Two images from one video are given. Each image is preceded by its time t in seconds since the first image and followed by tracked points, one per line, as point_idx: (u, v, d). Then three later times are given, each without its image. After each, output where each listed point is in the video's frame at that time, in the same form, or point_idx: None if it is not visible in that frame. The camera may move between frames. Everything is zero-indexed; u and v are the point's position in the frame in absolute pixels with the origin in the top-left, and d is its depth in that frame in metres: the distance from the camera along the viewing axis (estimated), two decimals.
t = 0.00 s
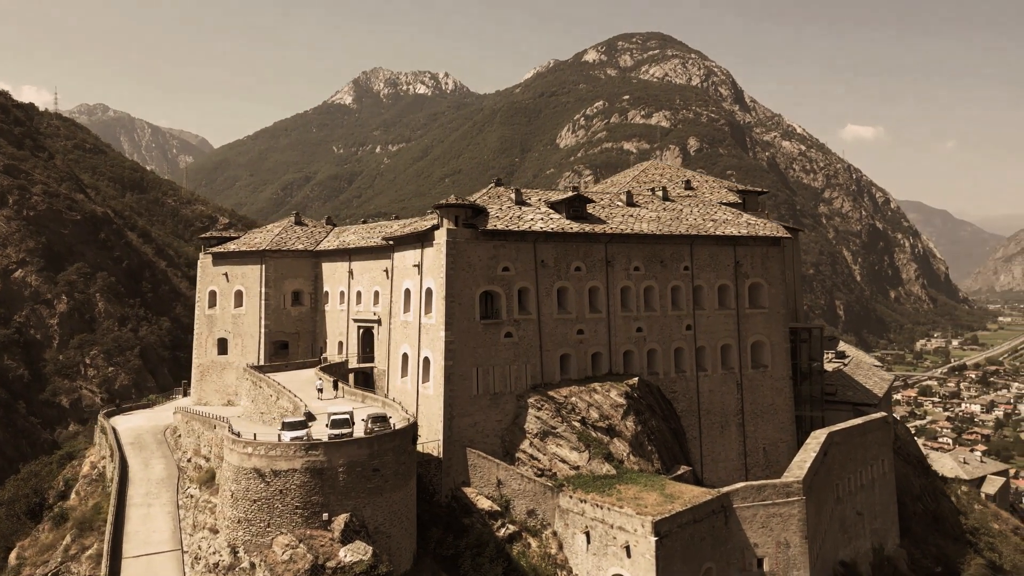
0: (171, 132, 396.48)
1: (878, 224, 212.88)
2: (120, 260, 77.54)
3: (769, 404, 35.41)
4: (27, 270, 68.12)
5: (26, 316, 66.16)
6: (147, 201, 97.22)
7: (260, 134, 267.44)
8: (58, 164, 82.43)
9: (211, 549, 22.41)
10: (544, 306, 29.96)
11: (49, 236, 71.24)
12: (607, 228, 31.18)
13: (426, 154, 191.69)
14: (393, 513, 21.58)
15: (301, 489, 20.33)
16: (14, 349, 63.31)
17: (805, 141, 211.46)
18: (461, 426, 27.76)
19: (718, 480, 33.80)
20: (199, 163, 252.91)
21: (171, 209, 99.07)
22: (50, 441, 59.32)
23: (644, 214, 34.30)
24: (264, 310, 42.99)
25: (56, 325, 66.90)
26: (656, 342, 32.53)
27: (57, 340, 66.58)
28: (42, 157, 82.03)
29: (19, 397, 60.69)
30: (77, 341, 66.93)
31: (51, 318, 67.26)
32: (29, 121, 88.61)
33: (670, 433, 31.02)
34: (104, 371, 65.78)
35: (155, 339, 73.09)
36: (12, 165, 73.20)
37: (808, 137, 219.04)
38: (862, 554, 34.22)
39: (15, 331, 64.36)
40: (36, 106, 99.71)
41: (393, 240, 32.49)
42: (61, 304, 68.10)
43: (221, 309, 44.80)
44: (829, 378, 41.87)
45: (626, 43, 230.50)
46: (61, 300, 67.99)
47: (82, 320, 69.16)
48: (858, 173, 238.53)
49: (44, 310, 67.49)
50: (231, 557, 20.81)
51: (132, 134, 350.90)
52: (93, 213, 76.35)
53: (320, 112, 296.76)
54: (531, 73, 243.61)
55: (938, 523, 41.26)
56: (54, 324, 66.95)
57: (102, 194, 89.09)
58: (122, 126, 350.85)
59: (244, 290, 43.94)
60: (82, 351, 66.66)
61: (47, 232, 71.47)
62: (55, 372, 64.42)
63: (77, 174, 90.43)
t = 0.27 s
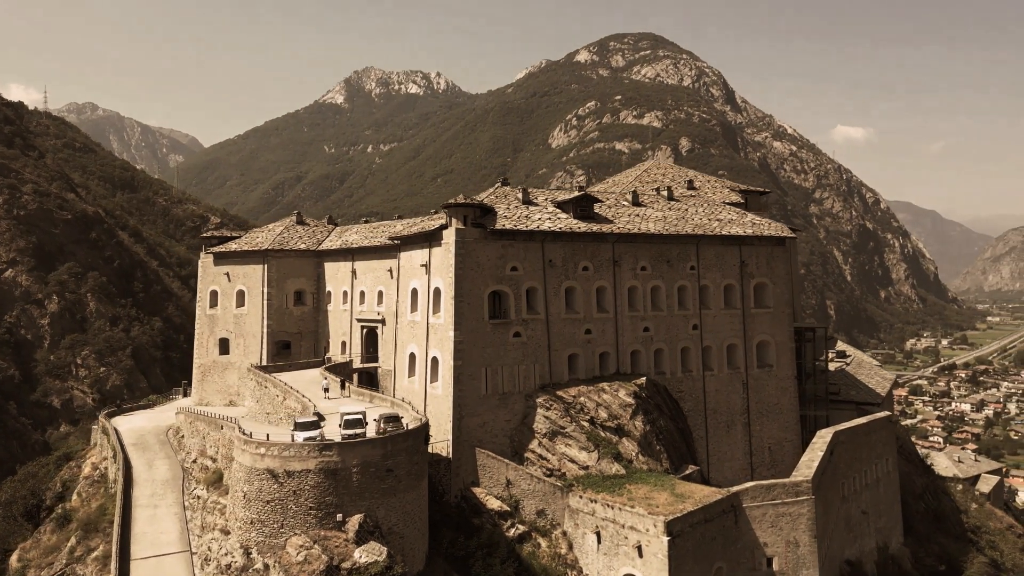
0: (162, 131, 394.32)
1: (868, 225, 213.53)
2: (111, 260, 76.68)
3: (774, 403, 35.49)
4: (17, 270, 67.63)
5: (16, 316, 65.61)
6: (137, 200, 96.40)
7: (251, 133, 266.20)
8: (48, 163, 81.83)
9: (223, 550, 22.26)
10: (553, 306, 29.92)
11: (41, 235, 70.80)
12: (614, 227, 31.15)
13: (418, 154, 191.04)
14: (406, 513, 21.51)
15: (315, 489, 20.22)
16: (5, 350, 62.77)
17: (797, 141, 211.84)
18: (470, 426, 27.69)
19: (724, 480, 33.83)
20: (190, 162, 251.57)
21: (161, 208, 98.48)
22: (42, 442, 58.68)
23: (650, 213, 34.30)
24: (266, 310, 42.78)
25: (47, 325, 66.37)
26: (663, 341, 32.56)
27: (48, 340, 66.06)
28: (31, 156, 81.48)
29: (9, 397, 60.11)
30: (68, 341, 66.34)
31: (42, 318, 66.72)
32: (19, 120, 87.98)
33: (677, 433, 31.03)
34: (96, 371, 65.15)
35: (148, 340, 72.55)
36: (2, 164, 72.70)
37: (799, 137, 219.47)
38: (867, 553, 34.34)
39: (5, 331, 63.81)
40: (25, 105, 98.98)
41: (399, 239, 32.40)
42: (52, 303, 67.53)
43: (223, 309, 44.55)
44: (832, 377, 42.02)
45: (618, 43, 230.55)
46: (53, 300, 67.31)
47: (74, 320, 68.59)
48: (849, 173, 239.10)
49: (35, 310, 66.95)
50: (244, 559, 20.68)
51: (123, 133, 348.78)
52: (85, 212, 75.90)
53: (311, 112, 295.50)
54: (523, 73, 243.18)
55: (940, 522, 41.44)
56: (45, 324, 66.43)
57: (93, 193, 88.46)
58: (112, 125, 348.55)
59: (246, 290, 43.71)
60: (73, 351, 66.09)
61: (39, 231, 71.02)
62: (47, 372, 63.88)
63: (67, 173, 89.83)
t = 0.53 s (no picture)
0: (152, 130, 391.73)
1: (859, 225, 214.10)
2: (102, 259, 75.83)
3: (780, 403, 35.55)
4: (8, 270, 66.89)
5: (7, 316, 64.88)
6: (127, 200, 95.67)
7: (242, 133, 264.77)
8: (38, 162, 81.12)
9: (234, 551, 22.12)
10: (561, 306, 29.86)
11: (31, 234, 70.12)
12: (622, 227, 31.11)
13: (410, 154, 190.32)
14: (420, 514, 21.41)
15: (329, 490, 20.11)
16: None
17: (788, 142, 212.08)
18: (479, 426, 27.61)
19: (730, 479, 33.87)
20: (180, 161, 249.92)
21: (152, 207, 97.81)
22: (34, 443, 58.00)
23: (656, 213, 34.27)
24: (269, 310, 42.56)
25: (38, 325, 65.61)
26: (670, 341, 32.56)
27: (39, 341, 65.35)
28: (21, 155, 80.72)
29: None
30: (60, 341, 65.61)
31: (33, 318, 65.97)
32: (7, 119, 87.09)
33: (685, 433, 31.03)
34: (88, 372, 64.54)
35: (140, 340, 71.87)
36: None
37: (791, 137, 219.80)
38: (872, 552, 34.43)
39: None
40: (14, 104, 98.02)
41: (405, 238, 32.30)
42: (43, 303, 66.79)
43: (224, 309, 44.30)
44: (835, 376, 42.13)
45: (610, 43, 230.51)
46: (43, 300, 66.61)
47: (65, 320, 67.87)
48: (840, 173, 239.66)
49: (26, 310, 66.18)
50: (258, 560, 20.55)
51: (112, 132, 346.15)
52: (76, 211, 75.26)
53: (302, 111, 294.15)
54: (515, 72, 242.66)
55: (941, 520, 41.56)
56: (36, 324, 65.67)
57: (83, 192, 87.68)
58: (101, 124, 345.96)
59: (248, 290, 43.48)
60: (65, 351, 65.39)
61: (29, 230, 70.35)
62: (38, 372, 63.18)
63: (57, 172, 89.01)
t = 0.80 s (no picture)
0: (142, 130, 389.31)
1: (850, 225, 214.75)
2: (94, 259, 75.17)
3: (785, 403, 35.61)
4: None
5: None
6: (119, 199, 94.88)
7: (233, 132, 263.55)
8: (29, 161, 80.38)
9: (246, 553, 21.96)
10: (569, 306, 29.82)
11: (23, 233, 69.43)
12: (630, 227, 31.09)
13: (402, 153, 189.62)
14: (433, 514, 21.33)
15: (344, 491, 20.00)
16: None
17: (780, 142, 212.38)
18: (489, 426, 27.51)
19: (737, 478, 33.91)
20: (171, 160, 248.55)
21: (144, 207, 97.15)
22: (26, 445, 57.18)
23: (662, 213, 34.28)
24: (272, 310, 42.30)
25: (29, 325, 64.75)
26: (677, 341, 32.56)
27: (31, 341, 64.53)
28: (12, 154, 79.98)
29: None
30: (51, 341, 64.76)
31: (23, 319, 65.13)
32: None
33: (692, 433, 31.05)
34: (80, 372, 63.74)
35: (132, 340, 71.10)
36: None
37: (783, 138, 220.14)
38: (877, 551, 34.52)
39: None
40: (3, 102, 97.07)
41: (412, 237, 32.20)
42: (34, 303, 65.98)
43: (226, 309, 44.04)
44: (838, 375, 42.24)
45: (602, 44, 230.61)
46: (35, 300, 65.96)
47: (56, 320, 67.07)
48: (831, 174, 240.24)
49: (16, 310, 65.34)
50: (271, 561, 20.41)
51: (101, 131, 343.80)
52: (67, 210, 74.59)
53: (294, 111, 292.97)
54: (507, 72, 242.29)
55: (944, 519, 41.67)
56: (26, 324, 64.85)
57: (74, 191, 86.90)
58: (91, 123, 343.55)
59: (251, 290, 43.24)
60: (56, 352, 64.57)
61: (21, 229, 69.67)
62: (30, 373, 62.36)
63: (47, 171, 88.16)
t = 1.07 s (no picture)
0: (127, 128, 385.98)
1: (837, 225, 215.96)
2: (80, 258, 74.35)
3: (785, 402, 35.77)
4: None
5: None
6: (104, 199, 93.90)
7: (219, 131, 261.67)
8: (14, 159, 79.40)
9: (252, 555, 21.75)
10: (573, 306, 29.80)
11: (8, 233, 68.52)
12: (633, 227, 31.14)
13: (390, 152, 188.42)
14: (442, 515, 21.23)
15: (353, 492, 19.86)
16: None
17: (768, 143, 212.97)
18: (494, 426, 27.44)
19: (738, 477, 34.01)
20: (156, 159, 246.43)
21: (130, 207, 96.36)
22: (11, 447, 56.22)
23: (664, 213, 34.34)
24: (269, 310, 41.99)
25: (14, 325, 63.72)
26: (679, 341, 32.62)
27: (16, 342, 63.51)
28: None
29: None
30: (36, 342, 63.76)
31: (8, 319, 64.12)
32: None
33: (695, 433, 31.11)
34: (66, 373, 62.77)
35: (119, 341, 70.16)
36: None
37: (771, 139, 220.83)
38: (876, 549, 34.70)
39: None
40: None
41: (414, 237, 32.06)
42: (20, 304, 65.03)
43: (223, 309, 43.69)
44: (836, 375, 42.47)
45: (591, 44, 230.84)
46: (20, 300, 65.00)
47: (42, 320, 66.09)
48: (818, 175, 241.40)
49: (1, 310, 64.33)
50: (279, 564, 20.23)
51: (85, 129, 340.56)
52: (52, 210, 73.75)
53: (281, 110, 291.42)
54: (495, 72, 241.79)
55: (939, 517, 41.95)
56: (11, 324, 63.86)
57: (59, 190, 85.91)
58: (75, 122, 340.29)
59: (248, 290, 42.94)
60: (42, 352, 63.59)
61: (6, 229, 68.75)
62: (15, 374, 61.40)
63: (31, 169, 87.08)
